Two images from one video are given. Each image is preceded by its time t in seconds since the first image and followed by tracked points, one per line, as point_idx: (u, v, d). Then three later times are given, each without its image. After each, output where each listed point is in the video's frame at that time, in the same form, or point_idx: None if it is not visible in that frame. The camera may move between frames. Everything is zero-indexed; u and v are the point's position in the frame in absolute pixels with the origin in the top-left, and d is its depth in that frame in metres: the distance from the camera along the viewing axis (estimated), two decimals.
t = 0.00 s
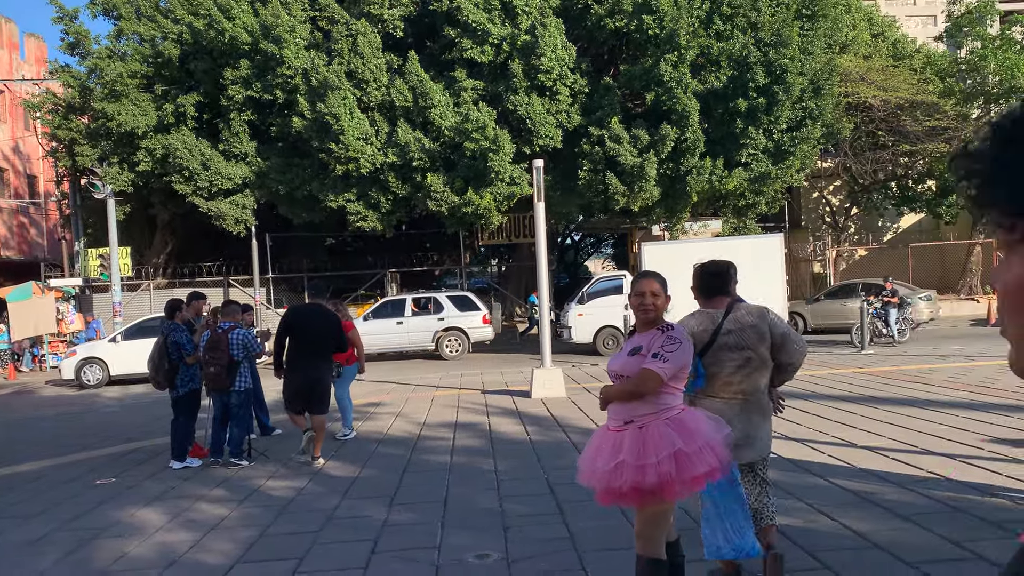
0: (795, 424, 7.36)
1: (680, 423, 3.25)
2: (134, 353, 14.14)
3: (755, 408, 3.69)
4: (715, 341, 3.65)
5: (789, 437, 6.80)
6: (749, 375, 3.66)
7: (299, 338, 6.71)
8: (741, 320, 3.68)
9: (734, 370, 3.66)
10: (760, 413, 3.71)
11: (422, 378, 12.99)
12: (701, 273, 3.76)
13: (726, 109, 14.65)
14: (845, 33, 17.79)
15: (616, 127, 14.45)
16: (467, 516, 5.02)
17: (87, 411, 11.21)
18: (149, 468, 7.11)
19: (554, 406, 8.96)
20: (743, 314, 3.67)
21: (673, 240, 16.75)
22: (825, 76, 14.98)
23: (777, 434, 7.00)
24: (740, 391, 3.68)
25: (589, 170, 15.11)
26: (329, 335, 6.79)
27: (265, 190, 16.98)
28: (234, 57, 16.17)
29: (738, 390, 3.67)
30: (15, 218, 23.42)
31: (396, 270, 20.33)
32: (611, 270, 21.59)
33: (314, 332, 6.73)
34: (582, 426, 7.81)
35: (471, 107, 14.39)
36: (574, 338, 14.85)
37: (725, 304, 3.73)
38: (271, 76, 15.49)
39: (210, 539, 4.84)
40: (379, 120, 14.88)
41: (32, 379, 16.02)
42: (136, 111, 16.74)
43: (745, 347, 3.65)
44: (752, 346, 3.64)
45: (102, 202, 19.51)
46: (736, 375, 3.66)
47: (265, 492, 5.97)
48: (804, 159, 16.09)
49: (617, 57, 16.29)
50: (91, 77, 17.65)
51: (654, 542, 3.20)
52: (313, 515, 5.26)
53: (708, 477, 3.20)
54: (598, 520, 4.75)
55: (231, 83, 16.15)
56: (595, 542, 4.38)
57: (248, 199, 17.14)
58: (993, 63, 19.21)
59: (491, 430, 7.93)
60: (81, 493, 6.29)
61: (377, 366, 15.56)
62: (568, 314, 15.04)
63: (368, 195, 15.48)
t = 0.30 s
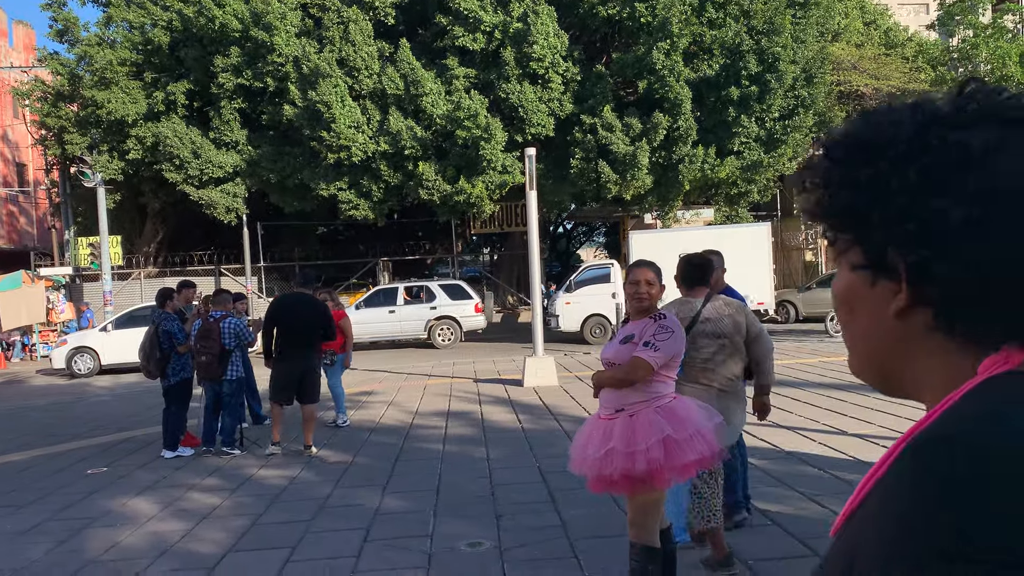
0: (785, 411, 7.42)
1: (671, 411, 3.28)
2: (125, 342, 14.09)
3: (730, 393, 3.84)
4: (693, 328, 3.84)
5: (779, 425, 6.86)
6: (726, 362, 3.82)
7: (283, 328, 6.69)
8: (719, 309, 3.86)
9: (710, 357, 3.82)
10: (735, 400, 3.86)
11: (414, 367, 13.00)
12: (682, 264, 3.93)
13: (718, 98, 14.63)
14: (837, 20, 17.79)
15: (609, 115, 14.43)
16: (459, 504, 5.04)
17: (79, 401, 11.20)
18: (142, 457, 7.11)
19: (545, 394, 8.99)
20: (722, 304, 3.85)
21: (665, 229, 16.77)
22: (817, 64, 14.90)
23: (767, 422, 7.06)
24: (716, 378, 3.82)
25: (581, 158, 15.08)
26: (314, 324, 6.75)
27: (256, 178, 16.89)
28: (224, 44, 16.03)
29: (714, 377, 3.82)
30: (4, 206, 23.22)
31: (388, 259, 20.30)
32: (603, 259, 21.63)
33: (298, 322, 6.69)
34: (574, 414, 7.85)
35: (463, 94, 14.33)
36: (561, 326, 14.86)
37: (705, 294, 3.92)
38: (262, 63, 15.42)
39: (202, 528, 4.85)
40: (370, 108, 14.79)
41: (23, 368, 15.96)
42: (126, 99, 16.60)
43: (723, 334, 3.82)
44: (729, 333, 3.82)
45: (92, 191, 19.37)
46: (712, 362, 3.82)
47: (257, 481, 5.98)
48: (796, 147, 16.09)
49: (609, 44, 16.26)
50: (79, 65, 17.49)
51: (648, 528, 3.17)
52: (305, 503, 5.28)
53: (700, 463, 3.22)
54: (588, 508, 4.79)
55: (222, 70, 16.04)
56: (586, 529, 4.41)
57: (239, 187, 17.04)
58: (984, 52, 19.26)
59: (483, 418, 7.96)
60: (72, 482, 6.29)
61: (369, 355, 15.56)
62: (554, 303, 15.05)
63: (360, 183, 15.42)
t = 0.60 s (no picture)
0: (785, 401, 7.45)
1: (666, 400, 3.30)
2: (125, 331, 14.11)
3: (716, 377, 3.89)
4: (690, 310, 3.89)
5: (779, 415, 6.89)
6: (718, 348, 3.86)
7: (273, 317, 6.66)
8: (716, 297, 3.94)
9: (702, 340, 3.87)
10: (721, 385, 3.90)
11: (414, 356, 13.04)
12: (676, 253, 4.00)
13: (719, 87, 14.58)
14: (838, 9, 17.73)
15: (610, 105, 14.40)
16: (460, 493, 5.08)
17: (81, 390, 11.25)
18: (143, 446, 7.14)
19: (545, 384, 9.03)
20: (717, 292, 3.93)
21: (666, 219, 16.79)
22: (819, 53, 14.88)
23: (767, 412, 7.09)
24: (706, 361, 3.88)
25: (581, 148, 15.07)
26: (303, 309, 6.75)
27: (257, 168, 16.86)
28: (224, 33, 16.00)
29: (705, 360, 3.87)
30: (4, 196, 23.19)
31: (389, 249, 20.31)
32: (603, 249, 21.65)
33: (288, 310, 6.68)
34: (573, 404, 7.89)
35: (463, 84, 14.28)
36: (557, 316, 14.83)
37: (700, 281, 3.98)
38: (262, 52, 15.39)
39: (203, 517, 4.89)
40: (370, 97, 14.73)
41: (23, 358, 15.99)
42: (125, 88, 16.53)
43: (716, 320, 3.86)
44: (722, 320, 3.86)
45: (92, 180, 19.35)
46: (702, 345, 3.86)
47: (258, 470, 6.02)
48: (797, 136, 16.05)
49: (610, 33, 16.26)
50: (78, 54, 17.45)
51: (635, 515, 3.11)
52: (307, 492, 5.31)
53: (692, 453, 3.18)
54: (588, 497, 4.82)
55: (221, 59, 15.99)
56: (586, 518, 4.44)
57: (239, 176, 17.02)
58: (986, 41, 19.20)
59: (483, 407, 7.99)
60: (74, 471, 6.33)
61: (370, 344, 15.60)
62: (552, 292, 15.04)
63: (360, 172, 15.38)
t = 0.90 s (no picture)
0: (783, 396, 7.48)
1: (633, 388, 3.31)
2: (125, 324, 14.12)
3: (704, 366, 4.13)
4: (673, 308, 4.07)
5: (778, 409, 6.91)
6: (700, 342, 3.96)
7: (257, 310, 6.66)
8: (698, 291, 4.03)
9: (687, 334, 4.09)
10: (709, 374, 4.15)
11: (415, 349, 13.05)
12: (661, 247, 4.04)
13: (720, 80, 14.51)
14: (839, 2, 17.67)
15: (611, 98, 14.37)
16: (459, 486, 5.10)
17: (83, 383, 11.28)
18: (144, 439, 7.17)
19: (546, 376, 9.02)
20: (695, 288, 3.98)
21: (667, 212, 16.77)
22: (820, 46, 14.89)
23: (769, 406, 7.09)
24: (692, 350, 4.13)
25: (582, 141, 15.04)
26: (287, 302, 6.73)
27: (257, 161, 16.81)
28: (223, 25, 15.95)
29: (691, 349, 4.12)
30: (4, 188, 23.19)
31: (388, 241, 20.30)
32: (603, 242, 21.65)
33: (271, 303, 6.67)
34: (574, 397, 7.91)
35: (464, 76, 14.22)
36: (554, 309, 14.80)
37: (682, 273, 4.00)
38: (262, 45, 15.36)
39: (203, 510, 4.91)
40: (370, 89, 14.67)
41: (23, 351, 15.97)
42: (125, 80, 16.47)
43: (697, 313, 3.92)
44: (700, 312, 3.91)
45: (91, 173, 19.32)
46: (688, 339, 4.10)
47: (259, 463, 6.04)
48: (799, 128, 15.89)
49: (611, 26, 16.28)
50: (78, 46, 17.43)
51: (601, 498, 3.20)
52: (307, 485, 5.33)
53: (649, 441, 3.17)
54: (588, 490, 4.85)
55: (222, 52, 15.96)
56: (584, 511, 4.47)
57: (239, 169, 16.99)
58: (988, 34, 19.13)
59: (484, 401, 8.01)
60: (75, 463, 6.36)
61: (370, 337, 15.61)
62: (550, 285, 15.06)
63: (360, 165, 15.37)
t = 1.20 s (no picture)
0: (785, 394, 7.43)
1: (573, 392, 3.50)
2: (124, 321, 14.10)
3: (680, 367, 4.18)
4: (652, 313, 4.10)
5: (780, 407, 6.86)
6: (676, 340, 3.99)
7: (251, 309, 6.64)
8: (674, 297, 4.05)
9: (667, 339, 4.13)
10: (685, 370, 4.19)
11: (416, 347, 13.03)
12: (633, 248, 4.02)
13: (721, 77, 14.47)
14: None
15: (611, 94, 14.34)
16: (459, 484, 5.07)
17: (82, 381, 11.24)
18: (144, 436, 7.15)
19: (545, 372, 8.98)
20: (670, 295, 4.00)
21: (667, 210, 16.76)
22: (821, 43, 14.84)
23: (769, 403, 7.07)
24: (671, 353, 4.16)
25: (583, 138, 14.98)
26: (281, 301, 6.69)
27: (256, 158, 16.75)
28: (222, 21, 15.91)
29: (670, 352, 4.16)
30: (4, 185, 23.17)
31: (389, 239, 20.25)
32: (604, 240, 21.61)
33: (263, 303, 6.62)
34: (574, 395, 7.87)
35: (464, 73, 14.16)
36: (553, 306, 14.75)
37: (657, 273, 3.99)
38: (262, 41, 15.31)
39: (203, 507, 4.89)
40: (370, 86, 14.62)
41: (23, 348, 15.94)
42: (125, 78, 16.42)
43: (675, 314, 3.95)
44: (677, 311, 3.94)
45: (90, 170, 19.29)
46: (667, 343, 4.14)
47: (258, 461, 6.01)
48: (800, 126, 15.82)
49: (612, 23, 16.29)
50: (77, 43, 17.40)
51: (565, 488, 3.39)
52: (307, 483, 5.31)
53: (578, 441, 3.33)
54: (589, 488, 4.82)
55: (221, 48, 15.92)
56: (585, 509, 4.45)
57: (239, 166, 16.94)
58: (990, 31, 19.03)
59: (484, 398, 7.98)
60: (74, 461, 6.34)
61: (370, 335, 15.58)
62: (550, 283, 15.03)
63: (360, 162, 15.33)
